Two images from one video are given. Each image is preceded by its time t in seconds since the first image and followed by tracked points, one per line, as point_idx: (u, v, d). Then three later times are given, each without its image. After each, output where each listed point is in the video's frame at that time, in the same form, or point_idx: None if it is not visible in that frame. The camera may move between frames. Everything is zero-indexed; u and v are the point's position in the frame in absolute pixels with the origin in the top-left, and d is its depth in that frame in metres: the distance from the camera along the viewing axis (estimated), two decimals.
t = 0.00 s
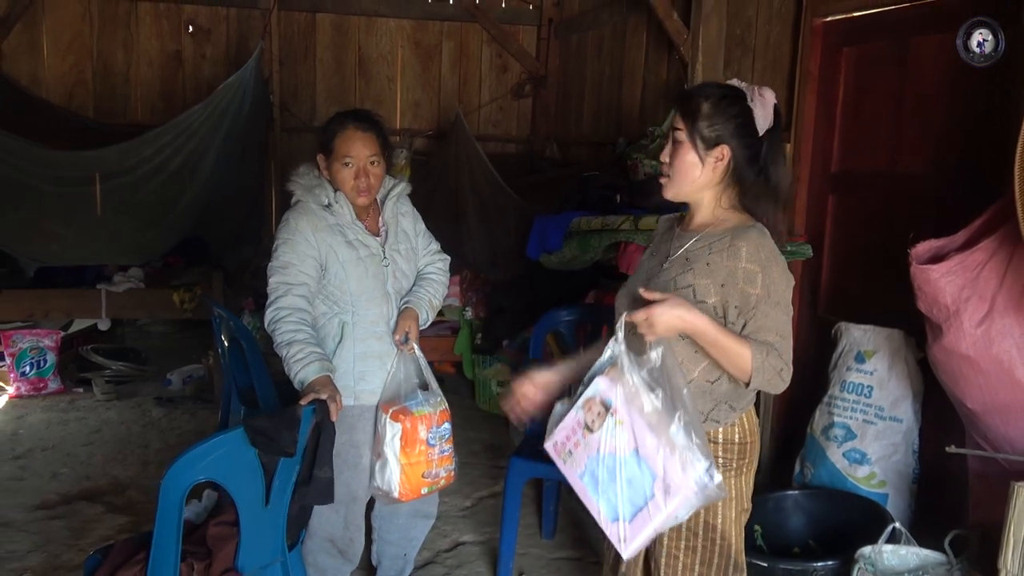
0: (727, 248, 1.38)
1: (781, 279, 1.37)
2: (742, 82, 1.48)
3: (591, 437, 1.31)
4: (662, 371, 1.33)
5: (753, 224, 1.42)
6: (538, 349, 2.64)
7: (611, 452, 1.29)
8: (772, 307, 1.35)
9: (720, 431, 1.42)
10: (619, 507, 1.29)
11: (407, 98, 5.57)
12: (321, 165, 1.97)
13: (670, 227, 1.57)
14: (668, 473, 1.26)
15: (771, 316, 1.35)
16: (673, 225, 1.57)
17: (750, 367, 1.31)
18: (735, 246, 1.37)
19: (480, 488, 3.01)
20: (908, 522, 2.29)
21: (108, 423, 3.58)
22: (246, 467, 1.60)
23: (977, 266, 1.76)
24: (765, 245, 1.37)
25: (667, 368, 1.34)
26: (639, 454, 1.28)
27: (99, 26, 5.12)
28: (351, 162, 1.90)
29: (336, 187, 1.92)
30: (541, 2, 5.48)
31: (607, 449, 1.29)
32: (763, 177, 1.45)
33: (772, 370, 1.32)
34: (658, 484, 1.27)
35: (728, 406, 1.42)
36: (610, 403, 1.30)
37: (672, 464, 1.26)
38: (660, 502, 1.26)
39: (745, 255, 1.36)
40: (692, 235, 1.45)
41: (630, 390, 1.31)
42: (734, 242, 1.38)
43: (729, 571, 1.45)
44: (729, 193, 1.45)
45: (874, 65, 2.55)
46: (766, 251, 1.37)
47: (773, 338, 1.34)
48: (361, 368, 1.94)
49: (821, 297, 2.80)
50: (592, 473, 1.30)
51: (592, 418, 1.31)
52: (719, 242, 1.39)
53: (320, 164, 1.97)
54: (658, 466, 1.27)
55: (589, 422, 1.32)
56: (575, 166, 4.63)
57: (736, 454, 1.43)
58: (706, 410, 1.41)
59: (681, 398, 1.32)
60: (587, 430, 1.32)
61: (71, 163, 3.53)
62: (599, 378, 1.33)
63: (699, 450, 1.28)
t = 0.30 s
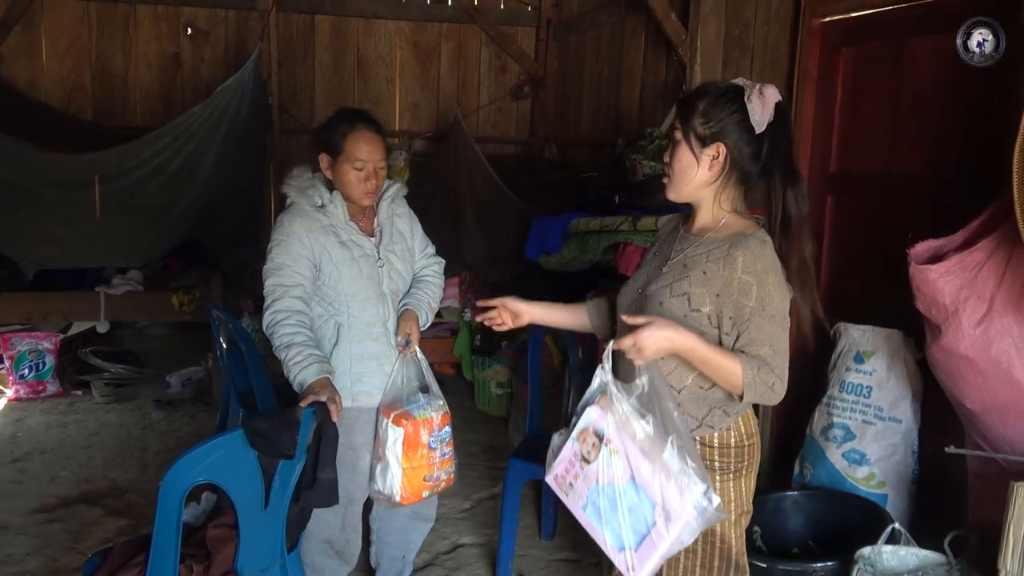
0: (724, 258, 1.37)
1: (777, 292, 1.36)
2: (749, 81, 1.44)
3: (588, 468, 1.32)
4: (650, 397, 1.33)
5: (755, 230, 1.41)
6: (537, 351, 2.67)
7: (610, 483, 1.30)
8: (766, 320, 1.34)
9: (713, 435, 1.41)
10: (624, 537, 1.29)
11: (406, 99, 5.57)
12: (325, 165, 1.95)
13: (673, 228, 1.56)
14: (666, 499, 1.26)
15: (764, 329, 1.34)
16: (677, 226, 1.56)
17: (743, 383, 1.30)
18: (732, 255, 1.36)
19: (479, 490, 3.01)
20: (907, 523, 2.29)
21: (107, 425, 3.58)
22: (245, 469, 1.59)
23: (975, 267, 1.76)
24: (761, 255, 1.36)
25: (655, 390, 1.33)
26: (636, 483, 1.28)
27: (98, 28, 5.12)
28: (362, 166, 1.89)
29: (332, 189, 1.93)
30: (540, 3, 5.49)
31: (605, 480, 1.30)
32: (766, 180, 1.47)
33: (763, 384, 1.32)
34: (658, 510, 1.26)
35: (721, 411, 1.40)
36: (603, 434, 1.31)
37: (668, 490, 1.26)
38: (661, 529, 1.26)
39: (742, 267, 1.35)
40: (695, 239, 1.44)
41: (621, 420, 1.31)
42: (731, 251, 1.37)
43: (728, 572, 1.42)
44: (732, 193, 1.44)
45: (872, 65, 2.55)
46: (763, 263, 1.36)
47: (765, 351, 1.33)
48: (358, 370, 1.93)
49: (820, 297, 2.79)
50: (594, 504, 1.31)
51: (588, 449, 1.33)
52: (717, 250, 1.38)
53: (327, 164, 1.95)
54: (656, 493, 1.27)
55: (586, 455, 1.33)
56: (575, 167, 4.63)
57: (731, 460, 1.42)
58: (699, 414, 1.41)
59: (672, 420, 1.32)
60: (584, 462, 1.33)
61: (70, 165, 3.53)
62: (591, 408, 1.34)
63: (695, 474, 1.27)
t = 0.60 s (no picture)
0: (718, 264, 1.36)
1: (773, 296, 1.35)
2: (744, 83, 1.43)
3: (579, 487, 1.30)
4: (645, 415, 1.33)
5: (748, 234, 1.40)
6: (534, 353, 2.72)
7: (600, 504, 1.28)
8: (763, 325, 1.33)
9: (710, 440, 1.40)
10: (614, 559, 1.28)
11: (405, 100, 5.57)
12: (326, 165, 1.94)
13: (666, 230, 1.55)
14: (657, 522, 1.25)
15: (761, 334, 1.33)
16: (669, 228, 1.56)
17: (742, 389, 1.30)
18: (727, 261, 1.35)
19: (475, 493, 2.99)
20: (904, 526, 2.28)
21: (103, 426, 3.56)
22: (238, 473, 1.56)
23: (973, 269, 1.74)
24: (756, 260, 1.35)
25: (651, 412, 1.33)
26: (627, 505, 1.27)
27: (96, 28, 5.12)
28: (367, 164, 1.89)
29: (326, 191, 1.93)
30: (539, 4, 5.48)
31: (596, 501, 1.28)
32: (758, 183, 1.43)
33: (761, 389, 1.31)
34: (649, 532, 1.26)
35: (718, 414, 1.39)
36: (595, 452, 1.30)
37: (661, 512, 1.26)
38: (652, 551, 1.25)
39: (736, 272, 1.34)
40: (689, 243, 1.43)
41: (613, 439, 1.29)
42: (726, 256, 1.36)
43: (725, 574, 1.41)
44: (726, 195, 1.43)
45: (870, 67, 2.54)
46: (759, 268, 1.35)
47: (764, 357, 1.33)
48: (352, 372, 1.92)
49: (819, 300, 2.78)
50: (582, 525, 1.29)
51: (578, 467, 1.31)
52: (712, 255, 1.37)
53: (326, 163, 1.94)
54: (648, 515, 1.26)
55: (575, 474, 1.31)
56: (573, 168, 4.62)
57: (728, 464, 1.40)
58: (695, 420, 1.40)
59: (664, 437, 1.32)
60: (573, 481, 1.31)
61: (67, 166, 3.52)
62: (582, 426, 1.32)
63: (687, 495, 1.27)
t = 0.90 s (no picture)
0: (709, 257, 1.35)
1: (764, 290, 1.34)
2: (733, 81, 1.42)
3: (573, 484, 1.27)
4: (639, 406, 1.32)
5: (739, 230, 1.39)
6: (532, 352, 2.69)
7: (598, 499, 1.26)
8: (753, 319, 1.32)
9: (702, 438, 1.39)
10: (615, 552, 1.26)
11: (408, 100, 5.56)
12: (326, 163, 1.91)
13: (657, 229, 1.55)
14: (659, 511, 1.25)
15: (751, 327, 1.32)
16: (659, 228, 1.55)
17: (732, 384, 1.29)
18: (718, 255, 1.34)
19: (475, 493, 2.98)
20: (904, 527, 2.26)
21: (104, 426, 3.57)
22: (228, 473, 1.56)
23: (973, 269, 1.73)
24: (746, 254, 1.34)
25: (645, 403, 1.33)
26: (626, 496, 1.26)
27: (100, 28, 5.12)
28: (369, 164, 1.89)
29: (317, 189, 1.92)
30: (542, 4, 5.47)
31: (593, 497, 1.26)
32: (747, 179, 1.42)
33: (753, 383, 1.30)
34: (650, 523, 1.25)
35: (710, 412, 1.38)
36: (589, 447, 1.28)
37: (664, 501, 1.26)
38: (655, 541, 1.25)
39: (727, 265, 1.33)
40: (679, 240, 1.42)
41: (608, 432, 1.28)
42: (717, 250, 1.34)
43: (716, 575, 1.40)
44: (716, 192, 1.42)
45: (871, 66, 2.53)
46: (748, 262, 1.34)
47: (754, 350, 1.32)
48: (345, 370, 1.92)
49: (820, 300, 2.76)
50: (579, 521, 1.27)
51: (572, 464, 1.28)
52: (702, 250, 1.36)
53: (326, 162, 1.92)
54: (650, 504, 1.26)
55: (569, 470, 1.28)
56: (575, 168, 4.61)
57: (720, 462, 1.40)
58: (687, 417, 1.39)
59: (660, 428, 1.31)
60: (567, 478, 1.28)
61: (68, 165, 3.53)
62: (573, 422, 1.29)
63: (689, 483, 1.28)
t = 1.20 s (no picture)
0: (706, 249, 1.34)
1: (759, 283, 1.32)
2: (730, 76, 1.42)
3: (570, 462, 1.26)
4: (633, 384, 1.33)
5: (740, 224, 1.38)
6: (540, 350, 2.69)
7: (596, 475, 1.24)
8: (746, 311, 1.31)
9: (699, 433, 1.39)
10: (615, 528, 1.23)
11: (422, 99, 5.58)
12: (345, 159, 1.91)
13: (658, 226, 1.54)
14: (656, 487, 1.23)
15: (744, 320, 1.31)
16: (660, 225, 1.55)
17: (721, 375, 1.29)
18: (714, 247, 1.33)
19: (484, 490, 2.99)
20: (914, 527, 2.25)
21: (119, 422, 3.60)
22: (230, 468, 1.58)
23: (981, 266, 1.72)
24: (743, 246, 1.33)
25: (639, 380, 1.33)
26: (624, 474, 1.24)
27: (117, 28, 5.17)
28: (383, 161, 1.92)
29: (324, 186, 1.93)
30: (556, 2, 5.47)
31: (592, 473, 1.24)
32: (746, 174, 1.41)
33: (743, 375, 1.30)
34: (648, 498, 1.23)
35: (706, 408, 1.38)
36: (586, 426, 1.26)
37: (661, 476, 1.24)
38: (653, 516, 1.23)
39: (720, 256, 1.33)
40: (678, 234, 1.41)
41: (604, 409, 1.27)
42: (713, 243, 1.34)
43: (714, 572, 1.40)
44: (715, 187, 1.41)
45: (881, 62, 2.51)
46: (745, 254, 1.33)
47: (746, 342, 1.31)
48: (351, 365, 1.93)
49: (830, 298, 2.75)
50: (577, 498, 1.25)
51: (569, 443, 1.27)
52: (700, 243, 1.36)
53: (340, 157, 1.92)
54: (647, 479, 1.24)
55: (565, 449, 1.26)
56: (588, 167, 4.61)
57: (716, 459, 1.40)
58: (684, 412, 1.39)
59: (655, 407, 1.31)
60: (564, 456, 1.26)
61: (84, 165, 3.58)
62: (569, 402, 1.28)
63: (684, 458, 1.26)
